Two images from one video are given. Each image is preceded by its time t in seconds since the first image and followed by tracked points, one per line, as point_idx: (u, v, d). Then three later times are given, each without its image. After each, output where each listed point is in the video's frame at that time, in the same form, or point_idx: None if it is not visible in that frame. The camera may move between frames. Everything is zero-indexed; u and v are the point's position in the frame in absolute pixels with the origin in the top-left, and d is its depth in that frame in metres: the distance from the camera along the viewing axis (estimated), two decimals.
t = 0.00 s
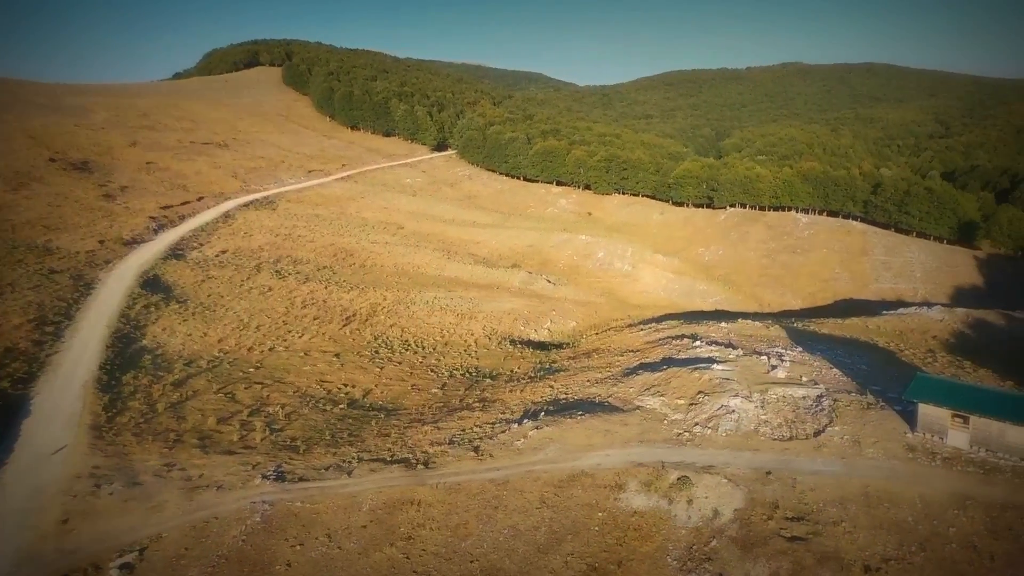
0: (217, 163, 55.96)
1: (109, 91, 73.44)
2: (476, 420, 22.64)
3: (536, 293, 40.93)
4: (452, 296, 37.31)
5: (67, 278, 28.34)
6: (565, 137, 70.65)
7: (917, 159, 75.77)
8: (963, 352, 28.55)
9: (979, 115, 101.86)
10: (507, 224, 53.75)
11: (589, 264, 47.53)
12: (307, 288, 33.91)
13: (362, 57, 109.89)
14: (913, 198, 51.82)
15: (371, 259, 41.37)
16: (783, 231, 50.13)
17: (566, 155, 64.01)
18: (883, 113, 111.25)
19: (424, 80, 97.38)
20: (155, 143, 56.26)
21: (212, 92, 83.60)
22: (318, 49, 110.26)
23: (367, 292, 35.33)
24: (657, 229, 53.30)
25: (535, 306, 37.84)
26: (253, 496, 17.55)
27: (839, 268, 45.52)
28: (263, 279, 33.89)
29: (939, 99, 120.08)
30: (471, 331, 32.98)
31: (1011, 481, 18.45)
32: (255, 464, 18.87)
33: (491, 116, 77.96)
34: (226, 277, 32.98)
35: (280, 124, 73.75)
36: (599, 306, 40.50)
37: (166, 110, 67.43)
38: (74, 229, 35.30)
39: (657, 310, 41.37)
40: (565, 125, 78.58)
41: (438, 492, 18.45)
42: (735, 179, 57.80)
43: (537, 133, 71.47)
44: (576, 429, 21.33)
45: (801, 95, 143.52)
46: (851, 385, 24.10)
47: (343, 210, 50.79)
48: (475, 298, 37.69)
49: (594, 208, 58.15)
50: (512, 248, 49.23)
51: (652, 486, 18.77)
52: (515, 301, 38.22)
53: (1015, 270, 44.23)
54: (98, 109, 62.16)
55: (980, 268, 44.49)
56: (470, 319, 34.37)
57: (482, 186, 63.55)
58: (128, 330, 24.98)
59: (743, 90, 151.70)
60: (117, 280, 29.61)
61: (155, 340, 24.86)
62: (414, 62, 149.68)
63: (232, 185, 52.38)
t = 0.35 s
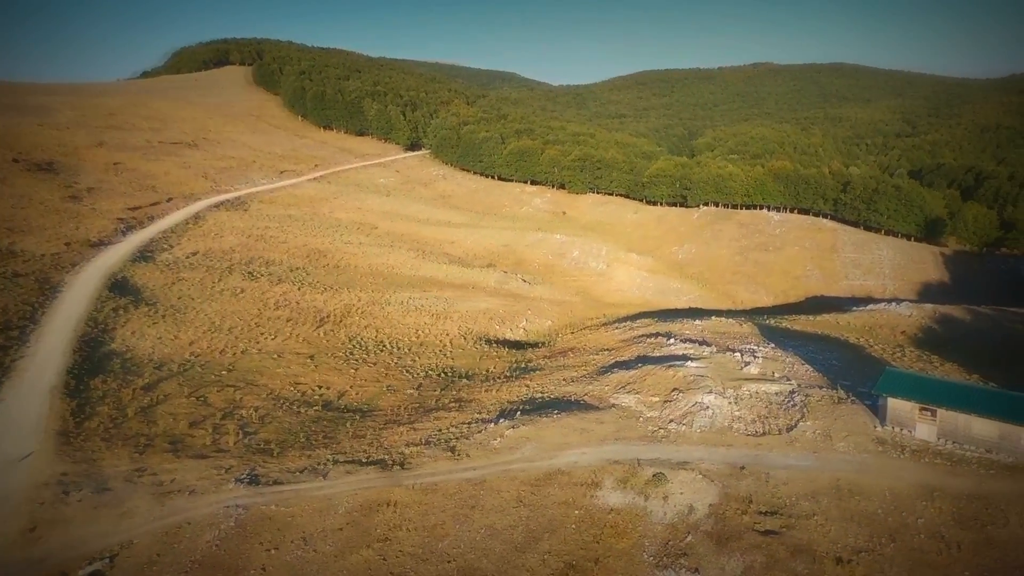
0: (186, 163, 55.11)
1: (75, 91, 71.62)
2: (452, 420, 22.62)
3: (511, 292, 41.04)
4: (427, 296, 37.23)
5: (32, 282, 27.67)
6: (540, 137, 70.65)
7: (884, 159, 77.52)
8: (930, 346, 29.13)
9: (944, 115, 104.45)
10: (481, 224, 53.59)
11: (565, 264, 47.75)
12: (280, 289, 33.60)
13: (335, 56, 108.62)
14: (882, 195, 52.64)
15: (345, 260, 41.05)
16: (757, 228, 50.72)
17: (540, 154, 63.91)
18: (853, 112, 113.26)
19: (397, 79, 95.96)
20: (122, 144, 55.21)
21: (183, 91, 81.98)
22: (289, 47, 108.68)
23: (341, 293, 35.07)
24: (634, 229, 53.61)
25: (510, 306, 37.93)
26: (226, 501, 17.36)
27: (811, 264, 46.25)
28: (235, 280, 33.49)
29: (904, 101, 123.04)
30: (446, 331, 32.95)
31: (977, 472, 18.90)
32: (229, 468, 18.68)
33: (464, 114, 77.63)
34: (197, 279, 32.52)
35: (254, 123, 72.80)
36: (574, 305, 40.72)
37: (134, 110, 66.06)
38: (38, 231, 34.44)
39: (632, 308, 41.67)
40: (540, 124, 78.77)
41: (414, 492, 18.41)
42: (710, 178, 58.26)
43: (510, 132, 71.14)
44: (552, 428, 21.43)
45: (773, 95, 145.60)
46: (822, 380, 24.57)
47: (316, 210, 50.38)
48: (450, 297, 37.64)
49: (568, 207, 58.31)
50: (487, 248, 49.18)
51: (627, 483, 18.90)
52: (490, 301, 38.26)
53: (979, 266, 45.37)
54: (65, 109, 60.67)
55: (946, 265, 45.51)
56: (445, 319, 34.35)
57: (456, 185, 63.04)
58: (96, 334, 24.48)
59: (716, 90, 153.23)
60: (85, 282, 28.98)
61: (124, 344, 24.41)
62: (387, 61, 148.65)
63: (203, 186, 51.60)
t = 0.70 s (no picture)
0: (166, 164, 54.59)
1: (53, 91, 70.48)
2: (435, 422, 22.63)
3: (494, 293, 41.16)
4: (410, 298, 37.15)
5: (9, 286, 27.31)
6: (523, 138, 70.61)
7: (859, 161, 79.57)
8: (909, 343, 29.54)
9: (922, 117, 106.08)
10: (464, 225, 53.46)
11: (548, 265, 47.91)
12: (261, 291, 33.39)
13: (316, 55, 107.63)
14: (860, 196, 53.28)
15: (327, 262, 40.82)
16: (738, 229, 51.21)
17: (523, 155, 63.71)
18: (834, 113, 114.43)
19: (379, 79, 94.39)
20: (101, 146, 54.61)
21: (163, 91, 80.95)
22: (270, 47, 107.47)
23: (323, 295, 34.87)
24: (618, 231, 53.92)
25: (494, 307, 38.03)
26: (208, 504, 17.27)
27: (793, 264, 46.86)
28: (216, 282, 33.23)
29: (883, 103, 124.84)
30: (430, 333, 32.93)
31: (955, 468, 19.19)
32: (211, 471, 18.59)
33: (447, 115, 77.57)
34: (177, 282, 32.24)
35: (237, 124, 72.19)
36: (557, 306, 40.94)
37: (113, 111, 65.23)
38: (13, 233, 33.92)
39: (615, 310, 41.99)
40: (522, 125, 78.83)
41: (398, 494, 18.42)
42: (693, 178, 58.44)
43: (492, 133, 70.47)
44: (535, 428, 21.52)
45: (755, 97, 146.85)
46: (803, 378, 24.89)
47: (298, 212, 50.11)
48: (433, 299, 37.59)
49: (551, 208, 58.42)
50: (470, 249, 49.14)
51: (611, 482, 19.02)
52: (473, 302, 38.30)
53: (956, 265, 46.14)
54: (43, 111, 59.80)
55: (924, 264, 46.15)
56: (429, 320, 34.35)
57: (438, 187, 62.20)
58: (75, 337, 24.17)
59: (699, 92, 154.06)
60: (63, 285, 28.61)
61: (104, 347, 24.14)
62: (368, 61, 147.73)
63: (183, 188, 51.16)
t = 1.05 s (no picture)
0: (145, 166, 54.05)
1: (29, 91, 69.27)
2: (418, 424, 22.64)
3: (477, 296, 41.23)
4: (392, 300, 37.05)
5: None
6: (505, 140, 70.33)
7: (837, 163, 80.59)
8: (887, 344, 29.96)
9: (900, 121, 107.88)
10: (447, 227, 53.36)
11: (531, 267, 48.03)
12: (243, 293, 33.16)
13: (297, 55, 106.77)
14: (840, 199, 53.58)
15: (309, 264, 40.60)
16: (720, 231, 51.68)
17: (506, 158, 62.89)
18: (816, 116, 115.71)
19: (361, 80, 93.67)
20: (79, 147, 53.90)
21: (142, 91, 79.91)
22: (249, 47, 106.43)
23: (305, 297, 34.66)
24: (602, 233, 54.15)
25: (477, 309, 38.09)
26: (189, 508, 17.17)
27: (773, 266, 47.50)
28: (197, 285, 32.95)
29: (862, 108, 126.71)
30: (412, 336, 32.95)
31: (931, 467, 19.47)
32: (192, 475, 18.48)
33: (430, 116, 77.38)
34: (157, 284, 31.93)
35: (220, 125, 71.63)
36: (539, 309, 41.12)
37: (92, 112, 64.34)
38: None
39: (597, 313, 42.27)
40: (505, 128, 78.83)
41: (382, 497, 18.40)
42: (675, 180, 58.64)
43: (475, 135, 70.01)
44: (519, 430, 21.58)
45: (737, 101, 148.18)
46: (784, 379, 25.18)
47: (280, 214, 49.80)
48: (415, 301, 37.54)
49: (533, 211, 58.59)
50: (453, 251, 49.08)
51: (593, 483, 19.12)
52: (456, 304, 38.33)
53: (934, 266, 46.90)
54: (19, 112, 58.81)
55: (903, 266, 46.76)
56: (411, 323, 34.32)
57: (420, 189, 61.94)
58: (53, 340, 23.86)
59: (682, 95, 154.97)
60: (40, 288, 28.23)
61: (82, 351, 23.86)
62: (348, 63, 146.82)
63: (163, 190, 50.60)
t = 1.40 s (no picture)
0: (124, 168, 53.53)
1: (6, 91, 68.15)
2: (401, 426, 22.66)
3: (460, 298, 41.23)
4: (374, 302, 36.94)
5: None
6: (487, 142, 70.35)
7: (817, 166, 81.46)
8: (866, 346, 30.37)
9: (880, 125, 109.50)
10: (430, 230, 53.28)
11: (514, 269, 48.12)
12: (223, 296, 32.92)
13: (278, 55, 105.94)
14: (820, 201, 54.10)
15: (290, 266, 40.38)
16: (701, 233, 52.20)
17: (488, 160, 62.80)
18: (796, 121, 116.94)
19: (343, 81, 93.28)
20: (57, 148, 53.25)
21: (121, 91, 78.91)
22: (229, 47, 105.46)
23: (287, 300, 34.48)
24: (584, 236, 54.45)
25: (459, 312, 38.11)
26: (169, 512, 17.07)
27: (754, 268, 48.02)
28: (177, 287, 32.66)
29: (841, 113, 128.39)
30: (395, 338, 32.92)
31: (909, 467, 19.72)
32: (171, 479, 18.36)
33: (411, 118, 77.07)
34: (136, 287, 31.64)
35: (200, 125, 70.95)
36: (522, 312, 41.23)
37: (70, 112, 63.52)
38: None
39: (579, 315, 42.45)
40: (487, 130, 78.91)
41: (364, 499, 18.39)
42: (657, 183, 58.60)
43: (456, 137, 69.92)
44: (502, 432, 21.62)
45: (717, 106, 149.58)
46: (765, 380, 25.46)
47: (261, 216, 49.49)
48: (398, 303, 37.46)
49: (515, 214, 58.77)
50: (435, 253, 49.03)
51: (575, 484, 19.21)
52: (439, 307, 38.31)
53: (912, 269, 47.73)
54: None
55: (882, 269, 47.43)
56: (394, 326, 34.25)
57: (402, 192, 61.89)
58: (30, 343, 23.57)
59: (664, 98, 155.89)
60: (17, 291, 27.89)
61: (60, 354, 23.60)
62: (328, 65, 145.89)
63: (142, 191, 50.06)
